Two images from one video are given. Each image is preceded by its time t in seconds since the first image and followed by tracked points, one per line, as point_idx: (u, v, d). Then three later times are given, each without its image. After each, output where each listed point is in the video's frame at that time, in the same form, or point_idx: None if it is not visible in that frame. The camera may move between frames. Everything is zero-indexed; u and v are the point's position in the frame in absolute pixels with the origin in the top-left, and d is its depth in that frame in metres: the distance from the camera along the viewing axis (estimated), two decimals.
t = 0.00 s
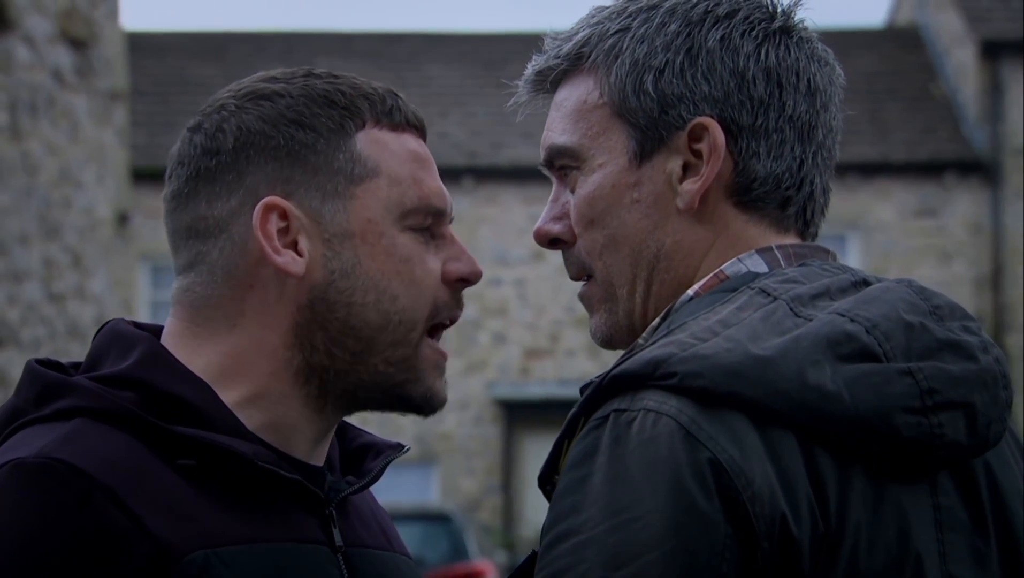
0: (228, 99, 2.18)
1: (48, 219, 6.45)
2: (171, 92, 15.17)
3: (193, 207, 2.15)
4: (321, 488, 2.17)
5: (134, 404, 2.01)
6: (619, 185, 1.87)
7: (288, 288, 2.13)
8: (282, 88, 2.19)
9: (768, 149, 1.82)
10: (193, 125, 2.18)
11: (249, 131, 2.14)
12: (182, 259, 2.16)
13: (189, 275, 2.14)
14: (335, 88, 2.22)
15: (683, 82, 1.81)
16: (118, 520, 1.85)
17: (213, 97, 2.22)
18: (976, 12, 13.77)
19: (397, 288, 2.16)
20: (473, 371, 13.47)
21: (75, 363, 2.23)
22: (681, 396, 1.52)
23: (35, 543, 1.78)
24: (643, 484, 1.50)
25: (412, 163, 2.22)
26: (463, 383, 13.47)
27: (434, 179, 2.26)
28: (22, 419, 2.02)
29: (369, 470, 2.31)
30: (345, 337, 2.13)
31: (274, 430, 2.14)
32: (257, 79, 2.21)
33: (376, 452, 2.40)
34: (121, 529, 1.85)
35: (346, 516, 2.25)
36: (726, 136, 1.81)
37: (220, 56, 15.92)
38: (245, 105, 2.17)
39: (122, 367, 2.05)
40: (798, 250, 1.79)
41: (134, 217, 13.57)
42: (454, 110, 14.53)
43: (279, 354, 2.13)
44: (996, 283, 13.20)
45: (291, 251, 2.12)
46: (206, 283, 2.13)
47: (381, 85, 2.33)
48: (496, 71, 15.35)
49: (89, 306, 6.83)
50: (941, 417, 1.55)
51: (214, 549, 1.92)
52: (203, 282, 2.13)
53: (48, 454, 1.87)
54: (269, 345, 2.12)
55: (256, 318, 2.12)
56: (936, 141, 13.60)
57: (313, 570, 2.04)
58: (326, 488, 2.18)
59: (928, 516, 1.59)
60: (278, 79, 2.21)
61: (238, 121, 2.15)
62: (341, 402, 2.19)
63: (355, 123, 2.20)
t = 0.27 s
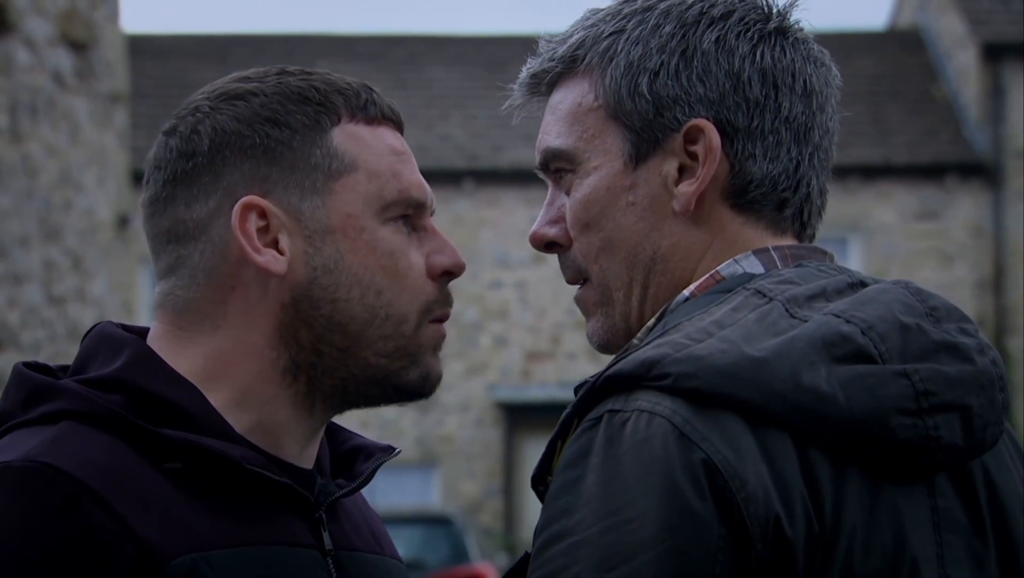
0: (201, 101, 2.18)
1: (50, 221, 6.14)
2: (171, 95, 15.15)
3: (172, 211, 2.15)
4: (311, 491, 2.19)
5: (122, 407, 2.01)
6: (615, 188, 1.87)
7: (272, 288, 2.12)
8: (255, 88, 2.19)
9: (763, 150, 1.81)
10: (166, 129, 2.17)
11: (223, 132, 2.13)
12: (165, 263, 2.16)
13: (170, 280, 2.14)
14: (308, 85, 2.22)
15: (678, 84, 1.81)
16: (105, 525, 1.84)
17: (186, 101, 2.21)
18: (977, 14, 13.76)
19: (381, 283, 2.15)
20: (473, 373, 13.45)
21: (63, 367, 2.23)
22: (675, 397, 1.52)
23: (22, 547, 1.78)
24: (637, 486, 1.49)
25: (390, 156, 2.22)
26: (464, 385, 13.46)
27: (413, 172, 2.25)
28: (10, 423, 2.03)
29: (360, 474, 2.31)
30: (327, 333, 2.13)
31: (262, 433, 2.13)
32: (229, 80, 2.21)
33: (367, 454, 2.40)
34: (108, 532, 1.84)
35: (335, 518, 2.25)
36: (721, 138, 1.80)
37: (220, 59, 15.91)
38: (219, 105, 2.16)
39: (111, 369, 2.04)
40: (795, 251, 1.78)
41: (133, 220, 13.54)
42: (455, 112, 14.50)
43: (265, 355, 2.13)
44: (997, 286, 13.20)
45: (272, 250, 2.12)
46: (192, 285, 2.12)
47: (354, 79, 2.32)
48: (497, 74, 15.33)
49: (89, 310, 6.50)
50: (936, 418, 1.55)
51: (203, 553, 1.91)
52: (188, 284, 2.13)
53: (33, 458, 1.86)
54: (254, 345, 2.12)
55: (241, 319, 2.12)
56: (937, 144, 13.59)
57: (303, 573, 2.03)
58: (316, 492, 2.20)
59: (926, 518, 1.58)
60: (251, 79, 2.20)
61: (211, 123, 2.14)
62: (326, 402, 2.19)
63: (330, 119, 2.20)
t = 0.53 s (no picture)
0: (187, 105, 2.17)
1: (50, 224, 6.15)
2: (171, 98, 15.12)
3: (159, 215, 2.14)
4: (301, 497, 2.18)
5: (110, 411, 2.00)
6: (614, 190, 1.86)
7: (260, 290, 2.12)
8: (241, 90, 2.18)
9: (762, 153, 1.81)
10: (153, 135, 2.17)
11: (209, 135, 2.13)
12: (153, 268, 2.15)
13: (159, 284, 2.14)
14: (294, 87, 2.22)
15: (677, 86, 1.80)
16: (90, 529, 1.84)
17: (172, 106, 2.21)
18: (977, 18, 13.77)
19: (370, 280, 2.15)
20: (473, 376, 13.44)
21: (53, 371, 2.23)
22: (671, 397, 1.51)
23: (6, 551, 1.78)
24: (631, 486, 1.48)
25: (377, 157, 2.22)
26: (463, 388, 13.45)
27: (401, 172, 2.26)
28: None
29: (351, 478, 2.31)
30: (316, 334, 2.13)
31: (253, 437, 2.13)
32: (214, 85, 2.21)
33: (358, 459, 2.40)
34: (93, 536, 1.84)
35: (327, 522, 2.25)
36: (720, 140, 1.80)
37: (221, 62, 15.90)
38: (204, 109, 2.16)
39: (100, 374, 2.04)
40: (794, 252, 1.77)
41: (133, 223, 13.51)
42: (455, 115, 14.48)
43: (255, 358, 2.12)
44: (997, 290, 13.20)
45: (259, 251, 2.12)
46: (181, 289, 2.12)
47: (340, 81, 2.33)
48: (497, 77, 15.32)
49: (89, 315, 6.44)
50: (933, 420, 1.54)
51: (188, 557, 1.91)
52: (177, 288, 2.12)
53: (19, 463, 1.86)
54: (243, 348, 2.12)
55: (229, 322, 2.11)
56: (937, 147, 13.58)
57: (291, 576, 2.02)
58: (306, 496, 2.18)
59: (923, 519, 1.58)
60: (237, 82, 2.20)
61: (197, 126, 2.14)
62: (317, 405, 2.18)
63: (316, 120, 2.20)
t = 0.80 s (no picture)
0: (189, 110, 2.17)
1: (49, 229, 6.13)
2: (171, 103, 15.10)
3: (159, 221, 2.13)
4: (298, 504, 2.16)
5: (108, 417, 2.00)
6: (611, 195, 1.86)
7: (259, 296, 2.11)
8: (243, 96, 2.18)
9: (760, 157, 1.80)
10: (154, 139, 2.16)
11: (210, 140, 2.12)
12: (152, 273, 2.14)
13: (158, 290, 2.13)
14: (296, 93, 2.22)
15: (674, 90, 1.80)
16: (84, 536, 1.83)
17: (173, 110, 2.20)
18: (978, 24, 13.77)
19: (371, 289, 2.15)
20: (473, 382, 13.42)
21: (53, 375, 2.23)
22: (667, 404, 1.50)
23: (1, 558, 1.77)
24: (626, 494, 1.48)
25: (379, 164, 2.22)
26: (463, 394, 13.43)
27: (402, 179, 2.26)
28: None
29: (351, 486, 2.30)
30: (316, 341, 2.13)
31: (250, 443, 2.12)
32: (216, 89, 2.20)
33: (359, 467, 2.39)
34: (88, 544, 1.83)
35: (325, 530, 2.24)
36: (717, 145, 1.79)
37: (221, 68, 15.90)
38: (206, 114, 2.15)
39: (97, 379, 2.03)
40: (790, 258, 1.77)
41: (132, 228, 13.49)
42: (455, 121, 14.47)
43: (254, 364, 2.12)
44: (997, 295, 13.19)
45: (260, 258, 2.11)
46: (178, 294, 2.11)
47: (343, 88, 2.33)
48: (497, 82, 15.31)
49: (89, 321, 6.42)
50: (930, 427, 1.54)
51: (183, 564, 1.90)
52: (174, 293, 2.11)
53: (15, 468, 1.85)
54: (241, 354, 2.11)
55: (228, 327, 2.11)
56: (937, 153, 13.57)
57: None
58: (305, 503, 2.17)
59: (919, 527, 1.57)
60: (239, 87, 2.20)
61: (199, 131, 2.13)
62: (317, 411, 2.18)
63: (318, 126, 2.20)
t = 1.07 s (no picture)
0: (186, 111, 2.17)
1: (49, 231, 6.11)
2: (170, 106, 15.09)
3: (157, 222, 2.14)
4: (302, 508, 2.16)
5: (109, 420, 2.00)
6: (607, 196, 1.86)
7: (258, 298, 2.11)
8: (241, 96, 2.18)
9: (757, 159, 1.80)
10: (152, 140, 2.16)
11: (208, 141, 2.13)
12: (151, 276, 2.15)
13: (157, 293, 2.13)
14: (293, 93, 2.22)
15: (671, 92, 1.80)
16: (84, 539, 1.83)
17: (171, 111, 2.20)
18: (978, 27, 13.77)
19: (372, 288, 2.15)
20: (473, 385, 13.42)
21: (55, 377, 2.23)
22: (664, 409, 1.50)
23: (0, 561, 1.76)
24: (624, 499, 1.48)
25: (377, 163, 2.22)
26: (463, 397, 13.43)
27: (401, 179, 2.25)
28: None
29: (354, 490, 2.30)
30: (316, 343, 2.12)
31: (249, 446, 2.12)
32: (213, 90, 2.20)
33: (362, 471, 2.39)
34: (88, 549, 1.82)
35: (326, 536, 2.23)
36: (714, 145, 1.79)
37: (221, 70, 15.90)
38: (204, 115, 2.15)
39: (98, 383, 2.03)
40: (787, 262, 1.77)
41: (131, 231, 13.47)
42: (455, 124, 14.46)
43: (253, 366, 2.11)
44: (997, 298, 13.18)
45: (259, 260, 2.11)
46: (176, 297, 2.11)
47: (340, 88, 2.33)
48: (497, 85, 15.30)
49: (88, 324, 6.42)
50: (929, 431, 1.53)
51: (183, 569, 1.90)
52: (173, 296, 2.12)
53: (16, 471, 1.85)
54: (242, 356, 2.11)
55: (228, 329, 2.10)
56: (937, 156, 13.57)
57: None
58: (307, 507, 2.17)
59: (915, 534, 1.57)
60: (237, 87, 2.20)
61: (197, 132, 2.13)
62: (318, 414, 2.17)
63: (315, 127, 2.19)
